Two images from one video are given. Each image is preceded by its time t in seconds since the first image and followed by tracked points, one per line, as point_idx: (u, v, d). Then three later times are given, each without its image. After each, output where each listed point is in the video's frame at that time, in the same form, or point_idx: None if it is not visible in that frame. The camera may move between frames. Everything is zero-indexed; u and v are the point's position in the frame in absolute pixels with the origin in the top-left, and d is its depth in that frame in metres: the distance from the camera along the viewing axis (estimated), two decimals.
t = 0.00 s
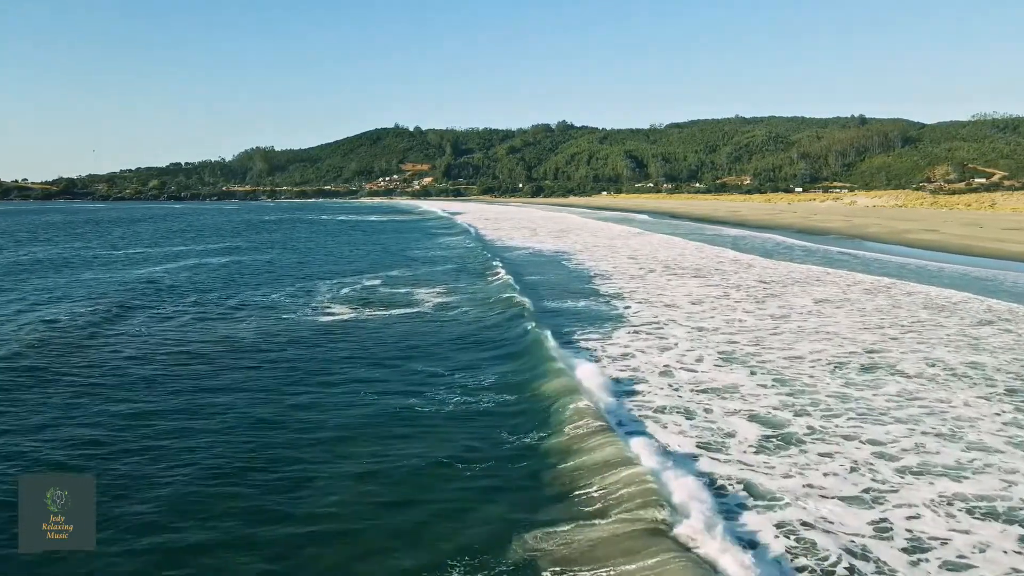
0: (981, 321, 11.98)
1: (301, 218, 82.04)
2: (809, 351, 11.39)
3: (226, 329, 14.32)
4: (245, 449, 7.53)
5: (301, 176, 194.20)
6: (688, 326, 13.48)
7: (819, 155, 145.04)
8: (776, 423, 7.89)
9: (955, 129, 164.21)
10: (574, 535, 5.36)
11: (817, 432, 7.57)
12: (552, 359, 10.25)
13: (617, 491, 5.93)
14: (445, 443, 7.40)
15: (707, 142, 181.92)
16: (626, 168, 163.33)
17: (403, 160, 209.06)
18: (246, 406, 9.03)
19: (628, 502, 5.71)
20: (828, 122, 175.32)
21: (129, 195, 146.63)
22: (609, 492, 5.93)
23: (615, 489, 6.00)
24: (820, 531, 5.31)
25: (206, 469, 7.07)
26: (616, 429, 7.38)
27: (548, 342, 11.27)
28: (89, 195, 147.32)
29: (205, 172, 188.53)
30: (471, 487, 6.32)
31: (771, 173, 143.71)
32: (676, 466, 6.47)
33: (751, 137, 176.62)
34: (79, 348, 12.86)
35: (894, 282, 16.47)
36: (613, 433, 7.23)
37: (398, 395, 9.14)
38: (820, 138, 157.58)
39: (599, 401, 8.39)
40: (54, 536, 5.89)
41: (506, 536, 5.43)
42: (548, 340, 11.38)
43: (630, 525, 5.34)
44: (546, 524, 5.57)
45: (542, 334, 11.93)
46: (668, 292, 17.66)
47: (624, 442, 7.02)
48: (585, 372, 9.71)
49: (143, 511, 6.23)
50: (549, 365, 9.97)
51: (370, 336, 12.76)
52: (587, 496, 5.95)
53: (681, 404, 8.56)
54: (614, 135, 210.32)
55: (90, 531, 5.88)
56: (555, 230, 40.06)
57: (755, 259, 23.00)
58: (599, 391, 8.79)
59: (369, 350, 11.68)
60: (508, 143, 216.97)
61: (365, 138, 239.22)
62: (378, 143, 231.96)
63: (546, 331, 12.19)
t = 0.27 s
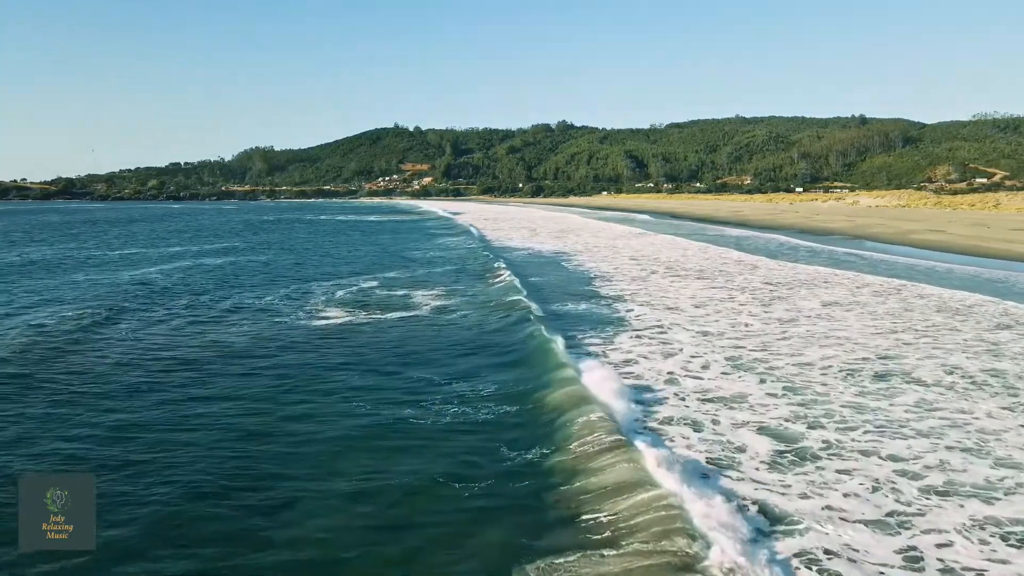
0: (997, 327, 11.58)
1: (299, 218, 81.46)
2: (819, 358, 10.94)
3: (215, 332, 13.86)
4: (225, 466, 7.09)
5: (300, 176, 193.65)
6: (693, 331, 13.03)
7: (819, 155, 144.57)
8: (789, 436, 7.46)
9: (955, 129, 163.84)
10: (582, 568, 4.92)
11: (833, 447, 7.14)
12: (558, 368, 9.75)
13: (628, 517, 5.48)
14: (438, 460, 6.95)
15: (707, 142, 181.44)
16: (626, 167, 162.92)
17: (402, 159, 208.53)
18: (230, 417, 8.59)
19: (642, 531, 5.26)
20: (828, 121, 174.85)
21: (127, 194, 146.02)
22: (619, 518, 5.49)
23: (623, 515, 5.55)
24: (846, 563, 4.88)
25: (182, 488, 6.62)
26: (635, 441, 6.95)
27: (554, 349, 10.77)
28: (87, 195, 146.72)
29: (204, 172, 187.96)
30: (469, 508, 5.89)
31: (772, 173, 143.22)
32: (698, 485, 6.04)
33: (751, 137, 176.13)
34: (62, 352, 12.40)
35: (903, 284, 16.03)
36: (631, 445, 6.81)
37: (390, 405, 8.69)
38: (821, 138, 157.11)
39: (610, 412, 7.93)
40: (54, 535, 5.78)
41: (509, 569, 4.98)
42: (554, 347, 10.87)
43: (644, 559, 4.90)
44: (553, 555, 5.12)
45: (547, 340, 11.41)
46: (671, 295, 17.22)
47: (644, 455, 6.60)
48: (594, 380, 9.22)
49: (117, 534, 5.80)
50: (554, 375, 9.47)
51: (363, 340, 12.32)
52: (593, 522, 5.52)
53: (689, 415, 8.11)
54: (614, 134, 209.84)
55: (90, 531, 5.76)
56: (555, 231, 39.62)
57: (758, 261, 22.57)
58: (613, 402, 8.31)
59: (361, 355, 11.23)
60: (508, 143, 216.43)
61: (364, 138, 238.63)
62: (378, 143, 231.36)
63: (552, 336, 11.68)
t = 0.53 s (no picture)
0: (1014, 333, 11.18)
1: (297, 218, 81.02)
2: (830, 365, 10.52)
3: (204, 336, 13.45)
4: (204, 484, 6.67)
5: (300, 176, 193.24)
6: (697, 335, 12.61)
7: (820, 154, 144.15)
8: (802, 452, 7.02)
9: (956, 129, 163.44)
10: None
11: (851, 464, 6.72)
12: (564, 378, 9.23)
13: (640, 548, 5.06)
14: (429, 479, 6.52)
15: (707, 142, 181.01)
16: (626, 167, 162.57)
17: (402, 159, 208.09)
18: (213, 429, 8.19)
19: (657, 566, 4.84)
20: (829, 121, 174.44)
21: (126, 195, 145.60)
22: (631, 550, 5.06)
23: (632, 545, 5.14)
24: None
25: (156, 509, 6.22)
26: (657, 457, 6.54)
27: (561, 357, 10.25)
28: (86, 195, 146.26)
29: (203, 172, 187.55)
30: (465, 534, 5.48)
31: (772, 172, 142.80)
32: (723, 508, 5.62)
33: (751, 136, 175.72)
34: (44, 357, 12.00)
35: (913, 287, 15.60)
36: (653, 462, 6.40)
37: (382, 415, 8.26)
38: (821, 138, 156.69)
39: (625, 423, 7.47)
40: (54, 536, 5.81)
41: None
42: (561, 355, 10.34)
43: None
44: None
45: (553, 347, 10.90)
46: (675, 297, 16.79)
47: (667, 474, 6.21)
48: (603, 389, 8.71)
49: (87, 561, 5.41)
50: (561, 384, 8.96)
51: (357, 345, 11.89)
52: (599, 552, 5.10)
53: (698, 427, 7.66)
54: (614, 134, 209.45)
55: (90, 532, 5.79)
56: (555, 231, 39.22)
57: (762, 261, 22.16)
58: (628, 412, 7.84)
59: (353, 361, 10.80)
60: (507, 143, 216.00)
61: (363, 138, 238.26)
62: (377, 143, 230.92)
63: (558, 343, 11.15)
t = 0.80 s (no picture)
0: None
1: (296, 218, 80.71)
2: (841, 371, 10.14)
3: (194, 339, 13.06)
4: (183, 502, 6.30)
5: (299, 176, 192.96)
6: (702, 339, 12.25)
7: (820, 154, 143.82)
8: (816, 467, 6.64)
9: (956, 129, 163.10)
10: None
11: (868, 481, 6.34)
12: (570, 389, 8.76)
13: None
14: (423, 497, 6.13)
15: (707, 142, 180.71)
16: (626, 167, 162.16)
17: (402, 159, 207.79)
18: (197, 439, 7.81)
19: None
20: (829, 121, 174.12)
21: (125, 195, 145.35)
22: None
23: None
24: None
25: (131, 532, 5.84)
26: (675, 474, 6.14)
27: (566, 366, 9.78)
28: (85, 195, 145.97)
29: (203, 172, 187.25)
30: (460, 561, 5.10)
31: (773, 172, 142.46)
32: (748, 532, 5.23)
33: (752, 136, 175.42)
34: (27, 362, 11.62)
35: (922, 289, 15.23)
36: (672, 481, 6.00)
37: (374, 425, 7.88)
38: (822, 138, 156.37)
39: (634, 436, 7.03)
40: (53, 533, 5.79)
41: None
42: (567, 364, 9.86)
43: None
44: None
45: (558, 355, 10.42)
46: (677, 300, 16.41)
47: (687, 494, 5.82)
48: (611, 398, 8.25)
49: None
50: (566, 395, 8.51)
51: (350, 350, 11.51)
52: None
53: (708, 441, 7.24)
54: (614, 134, 209.15)
55: (91, 531, 5.77)
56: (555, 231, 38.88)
57: (766, 263, 21.80)
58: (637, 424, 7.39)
59: (346, 367, 10.42)
60: (507, 143, 215.72)
61: (363, 138, 238.02)
62: (377, 143, 230.61)
63: (563, 350, 10.69)
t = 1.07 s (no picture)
0: None
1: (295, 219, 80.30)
2: (854, 380, 9.70)
3: (181, 344, 12.62)
4: (159, 526, 5.87)
5: (299, 176, 192.57)
6: (708, 345, 11.81)
7: (821, 154, 143.41)
8: (834, 487, 6.19)
9: (957, 129, 162.82)
10: None
11: (892, 503, 5.90)
12: (575, 401, 8.26)
13: None
14: (414, 521, 5.68)
15: (708, 142, 180.28)
16: (626, 167, 161.73)
17: (402, 159, 207.42)
18: (176, 454, 7.37)
19: None
20: (830, 121, 173.70)
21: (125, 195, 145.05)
22: None
23: None
24: None
25: (100, 560, 5.41)
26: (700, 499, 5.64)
27: (573, 377, 9.25)
28: (85, 195, 145.60)
29: (202, 172, 186.89)
30: None
31: (773, 172, 142.08)
32: (783, 564, 4.78)
33: (752, 136, 175.06)
34: (8, 369, 11.19)
35: (933, 292, 14.80)
36: (697, 505, 5.54)
37: (364, 439, 7.42)
38: (823, 137, 155.99)
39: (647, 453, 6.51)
40: (54, 535, 5.76)
41: None
42: (573, 375, 9.33)
43: None
44: None
45: (563, 365, 9.90)
46: (680, 303, 15.97)
47: (715, 521, 5.35)
48: (620, 410, 7.72)
49: None
50: (572, 409, 7.98)
51: (342, 357, 11.07)
52: None
53: (720, 458, 6.76)
54: (614, 134, 208.80)
55: (90, 531, 5.74)
56: (556, 232, 38.43)
57: (773, 264, 21.34)
58: (649, 437, 6.86)
59: (336, 375, 9.97)
60: (507, 143, 215.37)
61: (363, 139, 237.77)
62: (377, 143, 230.23)
63: (569, 359, 10.15)
